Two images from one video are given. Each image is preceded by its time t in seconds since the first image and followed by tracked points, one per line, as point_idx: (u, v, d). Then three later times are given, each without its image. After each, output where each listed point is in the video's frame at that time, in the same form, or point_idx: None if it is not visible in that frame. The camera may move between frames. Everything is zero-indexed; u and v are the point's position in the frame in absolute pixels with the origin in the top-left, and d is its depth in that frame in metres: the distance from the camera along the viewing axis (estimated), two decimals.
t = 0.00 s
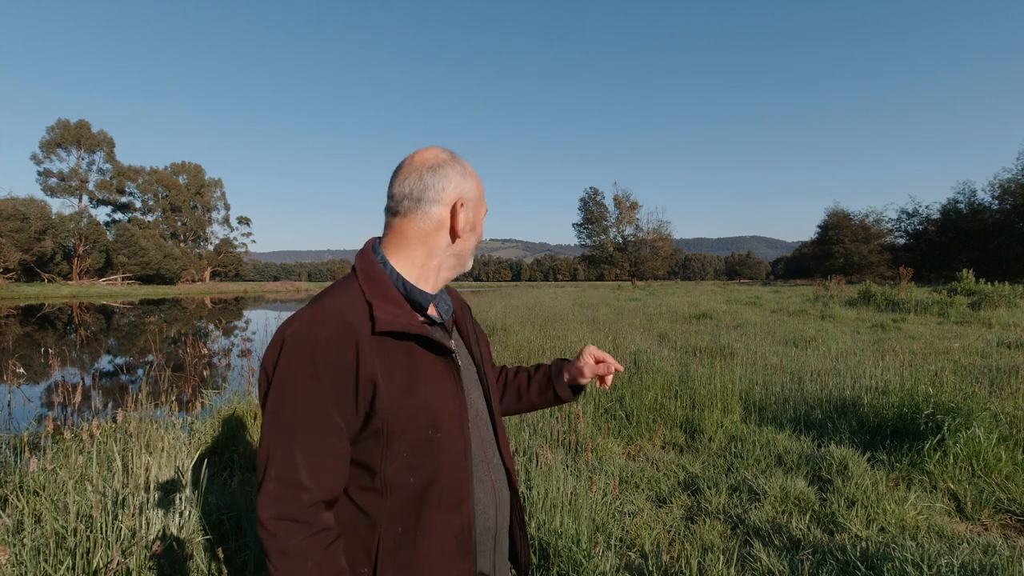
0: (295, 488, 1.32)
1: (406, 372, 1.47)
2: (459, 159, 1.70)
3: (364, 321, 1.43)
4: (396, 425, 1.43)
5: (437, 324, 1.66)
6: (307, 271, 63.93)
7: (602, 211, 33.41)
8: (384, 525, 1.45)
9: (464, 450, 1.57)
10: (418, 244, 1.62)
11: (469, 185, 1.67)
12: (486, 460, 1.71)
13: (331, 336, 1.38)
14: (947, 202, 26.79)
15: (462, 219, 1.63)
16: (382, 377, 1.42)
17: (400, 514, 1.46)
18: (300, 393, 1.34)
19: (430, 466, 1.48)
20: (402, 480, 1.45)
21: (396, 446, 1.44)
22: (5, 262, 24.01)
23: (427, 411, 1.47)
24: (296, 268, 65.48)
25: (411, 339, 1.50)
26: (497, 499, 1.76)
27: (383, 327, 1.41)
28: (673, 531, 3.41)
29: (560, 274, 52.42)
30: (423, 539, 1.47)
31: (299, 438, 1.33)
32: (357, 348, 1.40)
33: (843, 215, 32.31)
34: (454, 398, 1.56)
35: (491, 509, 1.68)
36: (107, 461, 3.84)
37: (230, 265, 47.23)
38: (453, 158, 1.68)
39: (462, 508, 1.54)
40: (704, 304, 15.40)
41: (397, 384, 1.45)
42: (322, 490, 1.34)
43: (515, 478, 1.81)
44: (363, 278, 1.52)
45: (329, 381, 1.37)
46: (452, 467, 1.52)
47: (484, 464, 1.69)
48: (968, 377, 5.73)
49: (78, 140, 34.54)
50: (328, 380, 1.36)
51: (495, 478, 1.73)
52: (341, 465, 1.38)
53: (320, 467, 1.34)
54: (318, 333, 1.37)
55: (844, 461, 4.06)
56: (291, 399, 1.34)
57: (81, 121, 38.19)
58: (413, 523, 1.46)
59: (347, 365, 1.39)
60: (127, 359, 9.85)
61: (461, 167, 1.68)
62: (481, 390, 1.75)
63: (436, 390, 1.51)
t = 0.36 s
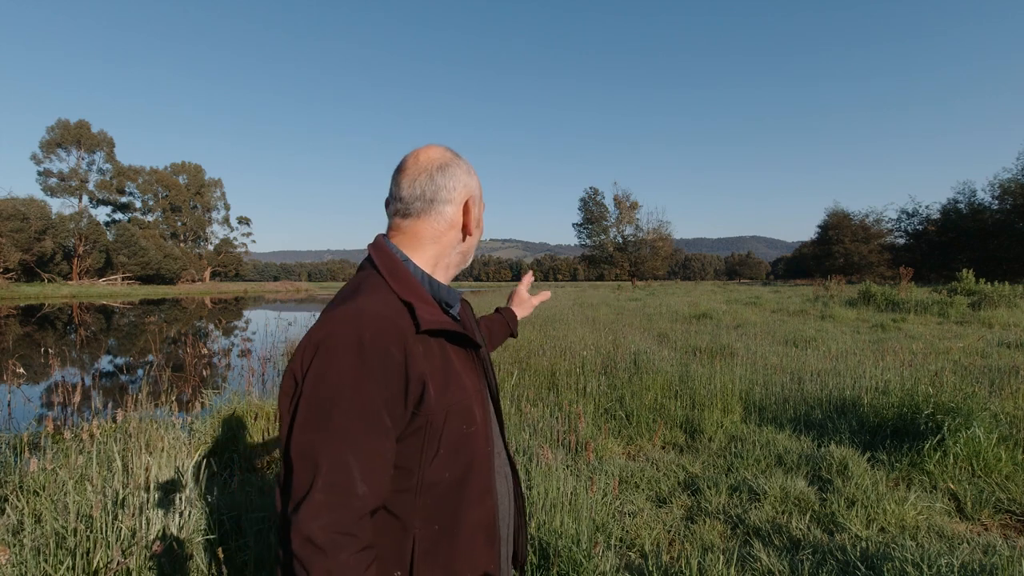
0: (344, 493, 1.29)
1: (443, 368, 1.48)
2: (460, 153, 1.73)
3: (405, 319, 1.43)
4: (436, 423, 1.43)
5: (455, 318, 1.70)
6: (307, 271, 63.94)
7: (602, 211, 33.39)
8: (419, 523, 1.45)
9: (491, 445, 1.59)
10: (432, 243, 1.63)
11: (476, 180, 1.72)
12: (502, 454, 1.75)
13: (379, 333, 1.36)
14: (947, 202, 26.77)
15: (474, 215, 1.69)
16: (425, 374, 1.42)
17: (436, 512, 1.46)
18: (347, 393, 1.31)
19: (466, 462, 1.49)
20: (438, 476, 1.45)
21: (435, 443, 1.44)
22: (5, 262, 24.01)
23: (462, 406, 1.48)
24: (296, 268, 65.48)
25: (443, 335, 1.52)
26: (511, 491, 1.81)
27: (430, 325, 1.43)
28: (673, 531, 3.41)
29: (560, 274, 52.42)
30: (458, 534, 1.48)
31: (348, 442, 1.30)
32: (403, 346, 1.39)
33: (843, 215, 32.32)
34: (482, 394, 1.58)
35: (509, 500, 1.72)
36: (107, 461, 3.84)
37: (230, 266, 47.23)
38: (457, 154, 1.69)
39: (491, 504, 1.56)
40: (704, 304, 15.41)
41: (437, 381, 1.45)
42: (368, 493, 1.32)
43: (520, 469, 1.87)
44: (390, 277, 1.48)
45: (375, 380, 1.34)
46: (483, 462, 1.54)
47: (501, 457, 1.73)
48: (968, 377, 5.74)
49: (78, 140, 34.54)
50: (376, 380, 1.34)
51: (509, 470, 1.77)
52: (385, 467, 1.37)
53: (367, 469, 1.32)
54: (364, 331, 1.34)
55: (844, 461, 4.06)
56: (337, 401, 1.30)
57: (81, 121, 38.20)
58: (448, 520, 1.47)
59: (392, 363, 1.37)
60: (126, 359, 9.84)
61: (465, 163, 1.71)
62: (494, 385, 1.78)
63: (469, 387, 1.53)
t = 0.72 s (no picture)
0: (343, 493, 1.29)
1: (438, 366, 1.48)
2: (467, 158, 1.71)
3: (396, 317, 1.43)
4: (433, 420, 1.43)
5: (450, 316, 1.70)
6: (307, 271, 63.96)
7: (602, 211, 33.40)
8: (420, 522, 1.45)
9: (490, 442, 1.59)
10: (420, 245, 1.62)
11: (477, 188, 1.67)
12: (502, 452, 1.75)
13: (372, 333, 1.36)
14: (947, 202, 26.78)
15: (463, 221, 1.63)
16: (420, 373, 1.42)
17: (436, 511, 1.46)
18: (343, 393, 1.31)
19: (464, 460, 1.49)
20: (437, 474, 1.45)
21: (433, 442, 1.44)
22: (5, 262, 24.02)
23: (459, 404, 1.48)
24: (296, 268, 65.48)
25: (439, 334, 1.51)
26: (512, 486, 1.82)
27: (421, 323, 1.42)
28: (673, 531, 3.41)
29: (560, 274, 52.42)
30: (459, 531, 1.48)
31: (346, 442, 1.30)
32: (396, 345, 1.39)
33: (843, 215, 32.33)
34: (480, 392, 1.58)
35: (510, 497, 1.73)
36: (107, 461, 3.84)
37: (230, 266, 47.25)
38: (462, 159, 1.68)
39: (491, 501, 1.56)
40: (703, 304, 15.41)
41: (433, 379, 1.45)
42: (367, 493, 1.32)
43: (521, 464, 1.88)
44: (382, 276, 1.49)
45: (371, 381, 1.34)
46: (482, 459, 1.54)
47: (501, 454, 1.73)
48: (968, 377, 5.74)
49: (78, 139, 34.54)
50: (373, 379, 1.34)
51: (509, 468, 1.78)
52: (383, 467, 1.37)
53: (367, 470, 1.32)
54: (356, 330, 1.34)
55: (844, 461, 4.06)
56: (333, 401, 1.31)
57: (81, 121, 38.18)
58: (448, 517, 1.47)
59: (387, 361, 1.37)
60: (127, 359, 9.85)
61: (469, 169, 1.68)
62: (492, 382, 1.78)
63: (466, 385, 1.53)
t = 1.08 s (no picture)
0: (294, 478, 1.35)
1: (404, 366, 1.48)
2: (497, 179, 1.62)
3: (362, 318, 1.46)
4: (393, 420, 1.44)
5: (438, 322, 1.68)
6: (307, 271, 63.98)
7: (602, 211, 33.40)
8: (378, 520, 1.45)
9: (461, 447, 1.57)
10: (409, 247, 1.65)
11: (488, 209, 1.57)
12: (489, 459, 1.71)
13: (329, 331, 1.40)
14: (947, 202, 26.77)
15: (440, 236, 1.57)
16: (379, 372, 1.44)
17: (394, 510, 1.46)
18: (299, 384, 1.38)
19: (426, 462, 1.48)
20: (397, 474, 1.45)
21: (391, 441, 1.44)
22: (5, 262, 24.02)
23: (423, 406, 1.48)
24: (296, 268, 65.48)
25: (411, 337, 1.51)
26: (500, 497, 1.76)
27: (379, 325, 1.42)
28: (673, 531, 3.41)
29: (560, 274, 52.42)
30: (417, 533, 1.47)
31: (301, 429, 1.37)
32: (355, 343, 1.42)
33: (843, 215, 32.33)
34: (451, 397, 1.55)
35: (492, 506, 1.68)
36: (107, 461, 3.84)
37: (229, 266, 47.24)
38: (490, 178, 1.61)
39: (456, 505, 1.53)
40: (704, 304, 15.41)
41: (394, 379, 1.46)
42: (319, 481, 1.37)
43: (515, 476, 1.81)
44: (365, 278, 1.54)
45: (327, 374, 1.39)
46: (447, 464, 1.52)
47: (487, 462, 1.69)
48: (968, 376, 5.73)
49: (78, 140, 34.52)
50: (328, 374, 1.39)
51: (495, 477, 1.73)
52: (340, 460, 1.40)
53: (319, 458, 1.37)
54: (316, 326, 1.40)
55: (844, 461, 4.06)
56: (290, 390, 1.38)
57: (81, 121, 38.17)
58: (407, 518, 1.46)
59: (347, 358, 1.41)
60: (127, 359, 9.85)
61: (491, 189, 1.59)
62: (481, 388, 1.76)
63: (435, 388, 1.52)
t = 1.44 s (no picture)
0: (270, 456, 1.41)
1: (385, 360, 1.49)
2: (461, 159, 1.63)
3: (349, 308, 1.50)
4: (368, 412, 1.46)
5: (432, 321, 1.67)
6: (307, 271, 63.98)
7: (602, 211, 33.39)
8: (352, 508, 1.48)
9: (442, 448, 1.54)
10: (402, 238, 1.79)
11: (438, 181, 1.58)
12: (480, 464, 1.67)
13: (314, 318, 1.47)
14: (947, 202, 26.83)
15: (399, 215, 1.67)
16: (357, 362, 1.47)
17: (366, 501, 1.48)
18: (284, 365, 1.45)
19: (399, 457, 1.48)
20: (370, 467, 1.46)
21: (365, 433, 1.46)
22: (5, 262, 24.01)
23: (400, 400, 1.48)
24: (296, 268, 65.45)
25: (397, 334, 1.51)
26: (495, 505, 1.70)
27: (360, 316, 1.45)
28: (673, 531, 3.41)
29: (560, 274, 52.42)
30: (387, 528, 1.47)
31: (282, 410, 1.43)
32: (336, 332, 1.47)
33: (843, 215, 32.33)
34: (433, 396, 1.54)
35: (478, 512, 1.63)
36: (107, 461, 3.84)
37: (229, 266, 47.23)
38: (454, 158, 1.64)
39: (430, 505, 1.51)
40: (704, 304, 15.40)
41: (372, 372, 1.48)
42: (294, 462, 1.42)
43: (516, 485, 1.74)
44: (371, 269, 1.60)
45: (310, 359, 1.45)
46: (422, 462, 1.51)
47: (477, 466, 1.65)
48: (967, 376, 5.73)
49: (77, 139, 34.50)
50: (311, 359, 1.45)
51: (486, 484, 1.67)
52: (316, 444, 1.44)
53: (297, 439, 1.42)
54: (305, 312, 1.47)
55: (844, 461, 4.06)
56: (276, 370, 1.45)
57: (81, 121, 38.16)
58: (377, 511, 1.47)
59: (326, 346, 1.47)
60: (127, 359, 9.84)
61: (449, 166, 1.62)
62: (481, 392, 1.71)
63: (414, 384, 1.51)
